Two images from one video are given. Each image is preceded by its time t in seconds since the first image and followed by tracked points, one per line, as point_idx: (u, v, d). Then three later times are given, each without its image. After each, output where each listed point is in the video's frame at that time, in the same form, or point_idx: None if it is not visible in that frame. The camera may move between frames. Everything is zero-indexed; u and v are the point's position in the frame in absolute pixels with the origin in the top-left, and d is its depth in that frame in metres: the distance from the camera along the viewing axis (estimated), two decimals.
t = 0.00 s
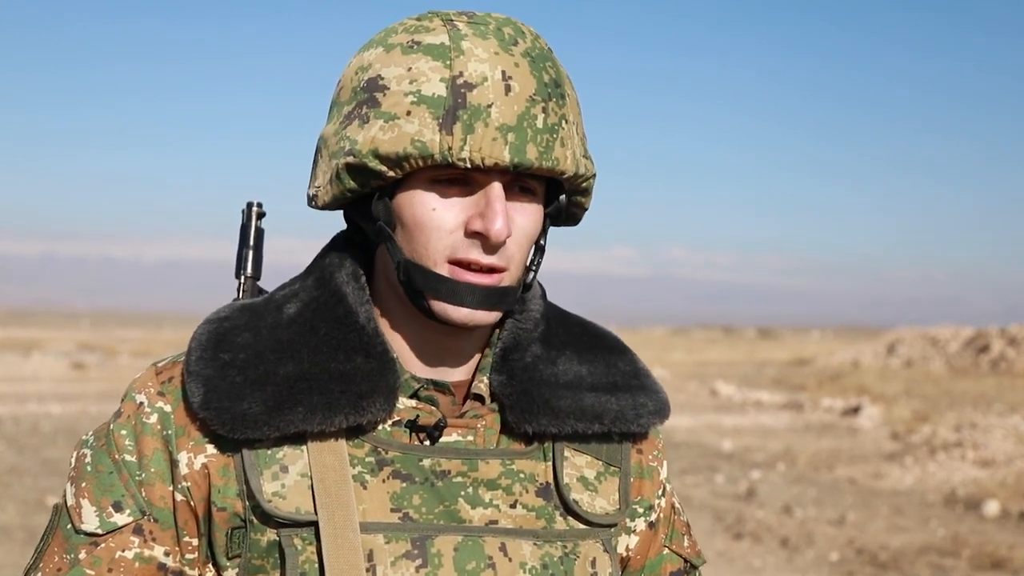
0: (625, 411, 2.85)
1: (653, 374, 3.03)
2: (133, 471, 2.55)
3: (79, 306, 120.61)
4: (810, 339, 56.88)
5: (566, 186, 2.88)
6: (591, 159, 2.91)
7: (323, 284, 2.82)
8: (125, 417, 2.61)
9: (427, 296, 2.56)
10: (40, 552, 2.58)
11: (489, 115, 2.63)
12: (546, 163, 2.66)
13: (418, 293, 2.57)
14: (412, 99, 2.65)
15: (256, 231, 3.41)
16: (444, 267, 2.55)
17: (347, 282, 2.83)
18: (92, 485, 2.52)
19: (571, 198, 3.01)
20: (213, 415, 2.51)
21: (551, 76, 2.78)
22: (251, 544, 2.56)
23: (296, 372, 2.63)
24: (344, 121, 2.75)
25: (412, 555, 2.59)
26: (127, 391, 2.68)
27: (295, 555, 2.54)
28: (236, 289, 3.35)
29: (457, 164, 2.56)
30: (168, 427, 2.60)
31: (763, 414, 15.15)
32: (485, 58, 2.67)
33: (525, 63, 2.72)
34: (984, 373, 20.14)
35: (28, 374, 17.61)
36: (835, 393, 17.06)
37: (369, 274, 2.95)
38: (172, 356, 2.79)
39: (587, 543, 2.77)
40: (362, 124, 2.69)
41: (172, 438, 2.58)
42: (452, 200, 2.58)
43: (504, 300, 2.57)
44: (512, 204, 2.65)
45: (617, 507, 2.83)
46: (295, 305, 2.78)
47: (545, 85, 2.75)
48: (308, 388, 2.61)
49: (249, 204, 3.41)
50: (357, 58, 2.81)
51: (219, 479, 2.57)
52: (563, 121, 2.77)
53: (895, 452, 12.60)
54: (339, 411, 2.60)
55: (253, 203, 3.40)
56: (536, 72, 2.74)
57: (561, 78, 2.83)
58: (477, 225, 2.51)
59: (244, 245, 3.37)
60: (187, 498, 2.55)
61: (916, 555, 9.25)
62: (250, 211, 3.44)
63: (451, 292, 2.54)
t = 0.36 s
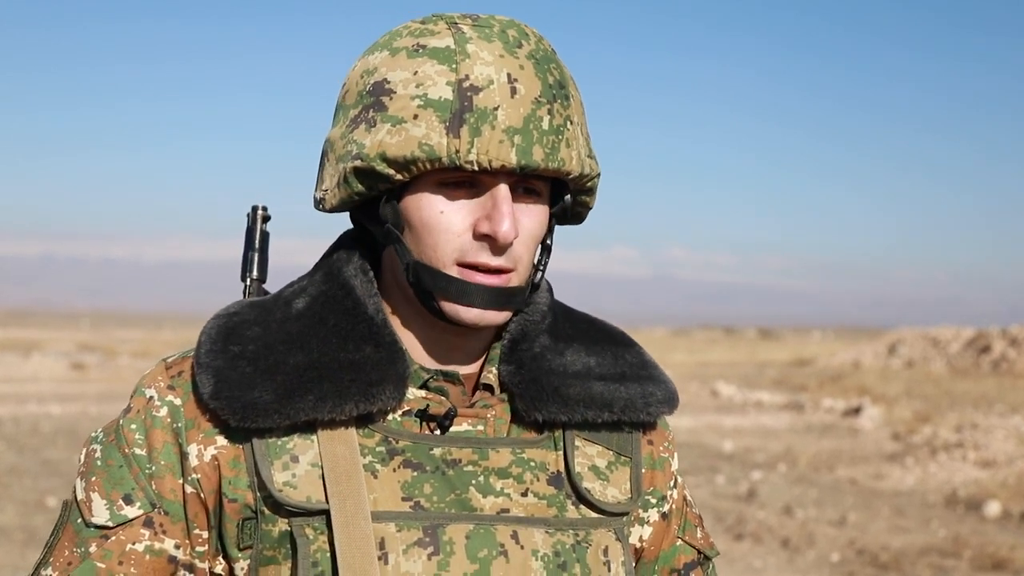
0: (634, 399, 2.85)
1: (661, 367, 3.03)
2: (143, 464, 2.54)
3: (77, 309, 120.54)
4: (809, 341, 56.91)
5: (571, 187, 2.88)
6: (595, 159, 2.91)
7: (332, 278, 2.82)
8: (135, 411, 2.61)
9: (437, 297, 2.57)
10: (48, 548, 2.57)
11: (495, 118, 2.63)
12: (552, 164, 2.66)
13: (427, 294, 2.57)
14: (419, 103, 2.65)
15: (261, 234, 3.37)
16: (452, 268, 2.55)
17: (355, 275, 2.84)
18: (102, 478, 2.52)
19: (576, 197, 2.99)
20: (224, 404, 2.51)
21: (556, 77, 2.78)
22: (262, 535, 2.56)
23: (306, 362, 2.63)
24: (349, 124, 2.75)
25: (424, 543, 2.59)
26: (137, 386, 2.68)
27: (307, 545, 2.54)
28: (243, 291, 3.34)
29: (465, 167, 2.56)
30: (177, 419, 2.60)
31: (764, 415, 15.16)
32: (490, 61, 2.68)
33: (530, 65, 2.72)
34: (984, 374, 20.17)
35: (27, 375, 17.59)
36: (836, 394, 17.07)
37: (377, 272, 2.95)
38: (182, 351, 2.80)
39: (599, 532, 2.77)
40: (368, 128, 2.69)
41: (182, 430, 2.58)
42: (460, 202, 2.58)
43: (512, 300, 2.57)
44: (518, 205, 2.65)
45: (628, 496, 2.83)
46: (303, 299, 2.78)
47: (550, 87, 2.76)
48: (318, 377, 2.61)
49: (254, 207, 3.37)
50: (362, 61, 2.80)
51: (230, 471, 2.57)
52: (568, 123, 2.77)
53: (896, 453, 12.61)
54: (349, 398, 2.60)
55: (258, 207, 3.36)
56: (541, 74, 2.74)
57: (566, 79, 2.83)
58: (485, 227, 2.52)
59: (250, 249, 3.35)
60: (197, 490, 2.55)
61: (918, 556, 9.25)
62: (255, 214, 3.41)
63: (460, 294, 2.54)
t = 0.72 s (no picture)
0: (631, 401, 2.85)
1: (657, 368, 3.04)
2: (147, 464, 2.54)
3: (75, 309, 120.38)
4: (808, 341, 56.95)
5: (568, 182, 2.87)
6: (592, 155, 2.91)
7: (333, 279, 2.81)
8: (138, 412, 2.60)
9: (437, 288, 2.55)
10: (51, 547, 2.56)
11: (494, 110, 2.62)
12: (551, 155, 2.65)
13: (427, 285, 2.56)
14: (419, 96, 2.64)
15: (258, 235, 3.42)
16: (453, 260, 2.55)
17: (357, 277, 2.83)
18: (106, 478, 2.51)
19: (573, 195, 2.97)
20: (229, 405, 2.50)
21: (552, 73, 2.79)
22: (266, 534, 2.55)
23: (310, 364, 2.62)
24: (350, 122, 2.74)
25: (427, 542, 2.58)
26: (139, 386, 2.67)
27: (311, 544, 2.53)
28: (241, 292, 3.34)
29: (465, 157, 2.56)
30: (180, 420, 2.59)
31: (763, 415, 15.16)
32: (488, 56, 2.68)
33: (527, 60, 2.73)
34: (983, 374, 20.18)
35: (25, 374, 17.56)
36: (835, 394, 17.08)
37: (378, 273, 2.94)
38: (183, 352, 2.79)
39: (597, 532, 2.77)
40: (369, 124, 2.67)
41: (185, 431, 2.58)
42: (460, 195, 2.59)
43: (512, 290, 2.56)
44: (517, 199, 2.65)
45: (625, 496, 2.83)
46: (306, 300, 2.78)
47: (547, 82, 2.76)
48: (322, 378, 2.60)
49: (252, 208, 3.43)
50: (361, 64, 2.80)
51: (233, 471, 2.57)
52: (565, 116, 2.77)
53: (895, 453, 12.61)
54: (353, 399, 2.59)
55: (255, 207, 3.42)
56: (538, 69, 2.74)
57: (562, 77, 2.84)
58: (485, 218, 2.52)
59: (247, 249, 3.35)
60: (201, 490, 2.54)
61: (917, 556, 9.25)
62: (252, 216, 3.44)
63: (461, 283, 2.53)
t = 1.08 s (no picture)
0: (623, 404, 2.84)
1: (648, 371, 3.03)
2: (145, 463, 2.52)
3: (77, 309, 120.46)
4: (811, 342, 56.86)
5: (574, 193, 2.87)
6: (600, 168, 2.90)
7: (331, 280, 2.79)
8: (135, 410, 2.58)
9: (441, 292, 2.53)
10: (48, 543, 2.55)
11: (513, 119, 2.61)
12: (563, 167, 2.65)
13: (431, 288, 2.54)
14: (438, 100, 2.62)
15: (249, 229, 3.40)
16: (459, 264, 2.53)
17: (354, 278, 2.81)
18: (103, 476, 2.50)
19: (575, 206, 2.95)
20: (228, 406, 2.49)
21: (567, 86, 2.78)
22: (263, 534, 2.54)
23: (309, 365, 2.61)
24: (364, 120, 2.71)
25: (423, 544, 2.58)
26: (136, 384, 2.65)
27: (308, 545, 2.52)
28: (231, 285, 3.33)
29: (482, 164, 2.54)
30: (179, 419, 2.58)
31: (764, 416, 15.14)
32: (508, 65, 2.67)
33: (544, 72, 2.72)
34: (985, 375, 20.13)
35: (25, 375, 17.56)
36: (837, 395, 17.06)
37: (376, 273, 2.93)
38: (181, 351, 2.77)
39: (588, 533, 2.76)
40: (385, 123, 2.65)
41: (184, 430, 2.56)
42: (472, 200, 2.56)
43: (515, 298, 2.56)
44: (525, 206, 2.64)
45: (615, 498, 2.82)
46: (303, 300, 2.76)
47: (562, 94, 2.75)
48: (321, 380, 2.59)
49: (241, 203, 3.42)
50: (376, 61, 2.77)
51: (231, 471, 2.55)
52: (578, 129, 2.76)
53: (896, 454, 12.59)
54: (351, 402, 2.58)
55: (245, 202, 3.41)
56: (554, 81, 2.74)
57: (575, 89, 2.83)
58: (497, 224, 2.50)
59: (237, 243, 3.37)
60: (199, 490, 2.53)
61: (918, 558, 9.23)
62: (243, 209, 3.42)
63: (465, 288, 2.52)
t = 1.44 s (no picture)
0: (614, 408, 2.81)
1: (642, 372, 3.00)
2: (137, 461, 2.53)
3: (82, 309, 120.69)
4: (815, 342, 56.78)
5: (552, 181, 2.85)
6: (575, 154, 2.88)
7: (325, 281, 2.80)
8: (128, 407, 2.58)
9: (421, 286, 2.54)
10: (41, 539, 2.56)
11: (478, 110, 2.61)
12: (535, 154, 2.63)
13: (412, 284, 2.55)
14: (404, 98, 2.63)
15: (249, 221, 3.45)
16: (437, 259, 2.54)
17: (348, 279, 2.81)
18: (95, 473, 2.51)
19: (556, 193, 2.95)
20: (217, 406, 2.49)
21: (535, 74, 2.78)
22: (252, 534, 2.55)
23: (299, 366, 2.61)
24: (336, 124, 2.72)
25: (409, 548, 2.58)
26: (130, 381, 2.65)
27: (295, 548, 2.52)
28: (230, 278, 3.36)
29: (449, 157, 2.54)
30: (171, 418, 2.58)
31: (765, 417, 15.12)
32: (472, 57, 2.67)
33: (510, 62, 2.71)
34: (986, 375, 20.12)
35: (26, 376, 17.59)
36: (838, 395, 17.04)
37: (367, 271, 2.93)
38: (174, 349, 2.78)
39: (575, 536, 2.76)
40: (355, 125, 2.66)
41: (175, 430, 2.56)
42: (446, 195, 2.57)
43: (498, 288, 2.55)
44: (501, 197, 2.63)
45: (604, 501, 2.81)
46: (297, 301, 2.76)
47: (530, 83, 2.75)
48: (311, 381, 2.59)
49: (242, 195, 3.48)
50: (347, 66, 2.79)
51: (221, 472, 2.56)
52: (548, 116, 2.75)
53: (897, 454, 12.57)
54: (340, 404, 2.57)
55: (246, 194, 3.47)
56: (521, 70, 2.73)
57: (544, 77, 2.82)
58: (469, 216, 2.51)
59: (238, 235, 3.39)
60: (190, 489, 2.54)
61: (919, 559, 9.21)
62: (244, 201, 3.48)
63: (446, 282, 2.52)
